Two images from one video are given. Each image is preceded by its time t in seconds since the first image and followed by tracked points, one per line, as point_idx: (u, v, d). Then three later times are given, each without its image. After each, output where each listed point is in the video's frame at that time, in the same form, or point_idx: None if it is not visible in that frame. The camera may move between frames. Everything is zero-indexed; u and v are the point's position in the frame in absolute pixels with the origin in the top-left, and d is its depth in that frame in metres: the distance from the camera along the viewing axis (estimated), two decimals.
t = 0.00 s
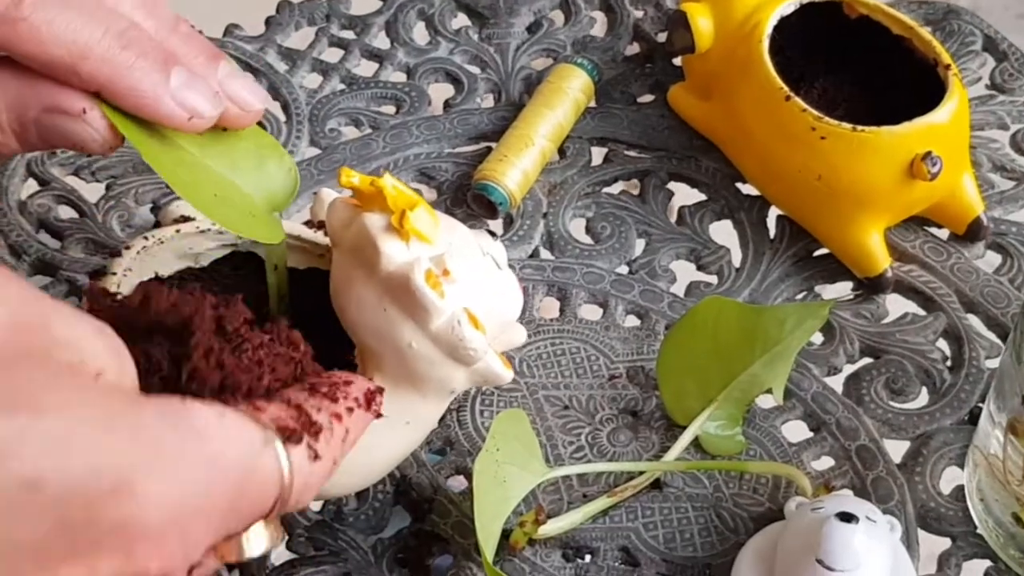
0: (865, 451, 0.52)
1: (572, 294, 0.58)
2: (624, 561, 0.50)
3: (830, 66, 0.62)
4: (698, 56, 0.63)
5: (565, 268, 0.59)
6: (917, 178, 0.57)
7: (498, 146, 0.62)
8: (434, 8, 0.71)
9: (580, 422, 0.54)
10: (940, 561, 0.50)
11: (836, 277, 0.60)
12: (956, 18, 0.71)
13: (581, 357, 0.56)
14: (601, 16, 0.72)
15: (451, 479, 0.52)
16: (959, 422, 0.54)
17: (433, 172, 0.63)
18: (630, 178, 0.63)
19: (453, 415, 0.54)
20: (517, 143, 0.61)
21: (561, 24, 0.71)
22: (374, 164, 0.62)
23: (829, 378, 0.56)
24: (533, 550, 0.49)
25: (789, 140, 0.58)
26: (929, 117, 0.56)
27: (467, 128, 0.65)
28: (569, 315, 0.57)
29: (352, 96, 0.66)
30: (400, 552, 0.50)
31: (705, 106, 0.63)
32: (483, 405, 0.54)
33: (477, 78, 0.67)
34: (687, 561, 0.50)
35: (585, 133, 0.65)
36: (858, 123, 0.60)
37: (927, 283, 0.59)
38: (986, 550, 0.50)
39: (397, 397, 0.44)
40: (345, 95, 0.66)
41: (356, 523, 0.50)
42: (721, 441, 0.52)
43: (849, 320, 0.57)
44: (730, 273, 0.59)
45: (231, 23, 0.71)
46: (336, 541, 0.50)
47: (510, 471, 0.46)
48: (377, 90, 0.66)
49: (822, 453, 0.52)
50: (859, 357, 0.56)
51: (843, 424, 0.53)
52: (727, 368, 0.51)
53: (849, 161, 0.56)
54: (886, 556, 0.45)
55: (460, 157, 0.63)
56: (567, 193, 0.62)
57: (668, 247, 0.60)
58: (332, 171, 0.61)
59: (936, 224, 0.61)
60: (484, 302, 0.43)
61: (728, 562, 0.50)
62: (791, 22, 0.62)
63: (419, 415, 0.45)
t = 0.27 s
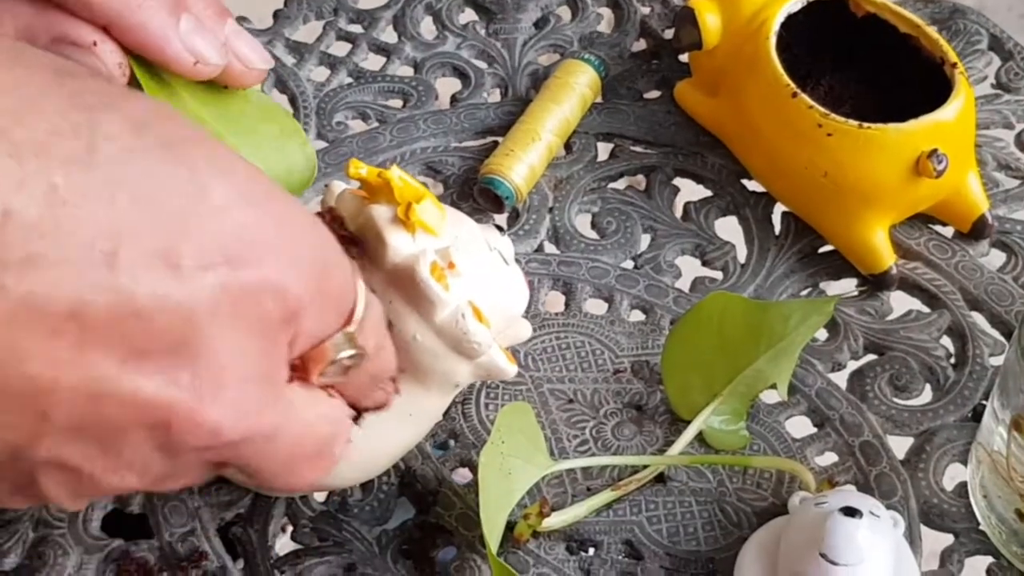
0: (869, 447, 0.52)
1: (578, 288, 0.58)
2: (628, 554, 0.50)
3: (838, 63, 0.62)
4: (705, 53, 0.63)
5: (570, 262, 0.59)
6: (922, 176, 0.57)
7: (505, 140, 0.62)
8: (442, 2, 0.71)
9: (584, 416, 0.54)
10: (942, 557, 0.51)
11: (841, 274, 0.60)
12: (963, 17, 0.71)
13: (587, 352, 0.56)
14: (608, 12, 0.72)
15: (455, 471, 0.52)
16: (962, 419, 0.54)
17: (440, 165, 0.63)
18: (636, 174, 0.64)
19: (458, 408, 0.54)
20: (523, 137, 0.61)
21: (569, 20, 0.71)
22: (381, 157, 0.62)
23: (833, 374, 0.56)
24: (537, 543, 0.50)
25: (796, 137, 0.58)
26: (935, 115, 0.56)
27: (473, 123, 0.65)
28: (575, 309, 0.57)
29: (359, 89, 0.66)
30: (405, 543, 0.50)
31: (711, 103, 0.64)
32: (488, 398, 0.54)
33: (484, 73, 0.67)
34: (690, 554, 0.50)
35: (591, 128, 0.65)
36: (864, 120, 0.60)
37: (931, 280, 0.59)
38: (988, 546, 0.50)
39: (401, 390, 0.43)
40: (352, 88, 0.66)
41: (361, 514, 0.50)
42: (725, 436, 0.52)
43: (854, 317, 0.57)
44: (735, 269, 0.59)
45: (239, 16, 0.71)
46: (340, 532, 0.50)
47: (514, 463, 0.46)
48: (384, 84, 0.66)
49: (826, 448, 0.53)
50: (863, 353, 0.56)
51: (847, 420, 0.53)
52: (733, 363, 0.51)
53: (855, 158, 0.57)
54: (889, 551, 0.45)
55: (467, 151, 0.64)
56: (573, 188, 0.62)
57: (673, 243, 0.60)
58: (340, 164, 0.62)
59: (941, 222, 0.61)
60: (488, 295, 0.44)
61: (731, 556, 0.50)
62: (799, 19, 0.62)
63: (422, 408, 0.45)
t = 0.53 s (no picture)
0: (870, 449, 0.52)
1: (579, 289, 0.58)
2: (628, 555, 0.50)
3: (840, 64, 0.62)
4: (707, 54, 0.63)
5: (571, 264, 0.59)
6: (925, 178, 0.57)
7: (506, 140, 0.62)
8: (444, 3, 0.71)
9: (585, 417, 0.54)
10: (943, 560, 0.50)
11: (843, 276, 0.60)
12: (965, 19, 0.71)
13: (587, 353, 0.56)
14: (610, 13, 0.72)
15: (456, 472, 0.52)
16: (964, 422, 0.54)
17: (442, 166, 0.63)
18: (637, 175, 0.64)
19: (458, 409, 0.54)
20: (525, 138, 0.61)
21: (571, 21, 0.71)
22: (383, 158, 0.62)
23: (835, 376, 0.56)
24: (537, 544, 0.49)
25: (798, 138, 0.58)
26: (938, 117, 0.56)
27: (475, 124, 0.65)
28: (575, 310, 0.57)
29: (360, 90, 0.66)
30: (405, 544, 0.50)
31: (713, 104, 0.64)
32: (489, 399, 0.54)
33: (485, 74, 0.67)
34: (691, 556, 0.50)
35: (593, 129, 0.65)
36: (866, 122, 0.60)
37: (932, 282, 0.59)
38: (989, 549, 0.50)
39: (400, 389, 0.43)
40: (354, 89, 0.66)
41: (361, 515, 0.50)
42: (726, 438, 0.52)
43: (855, 319, 0.57)
44: (736, 271, 0.59)
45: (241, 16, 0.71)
46: (340, 533, 0.50)
47: (515, 464, 0.46)
48: (386, 84, 0.66)
49: (827, 450, 0.53)
50: (865, 355, 0.56)
51: (848, 422, 0.53)
52: (734, 364, 0.51)
53: (857, 160, 0.56)
54: (890, 552, 0.45)
55: (469, 152, 0.64)
56: (574, 189, 0.62)
57: (674, 244, 0.60)
58: (341, 164, 0.62)
59: (942, 224, 0.61)
60: (488, 295, 0.43)
61: (732, 558, 0.50)
62: (800, 20, 0.62)
63: (422, 407, 0.44)
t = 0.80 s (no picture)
0: (877, 448, 0.52)
1: (588, 284, 0.58)
2: (633, 550, 0.50)
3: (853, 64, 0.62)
4: (721, 52, 0.63)
5: (581, 259, 0.59)
6: (936, 179, 0.57)
7: (518, 134, 0.62)
8: None
9: (592, 412, 0.54)
10: (948, 561, 0.50)
11: (853, 276, 0.60)
12: (979, 23, 0.71)
13: (596, 348, 0.56)
14: (624, 10, 0.72)
15: (462, 464, 0.52)
16: (971, 423, 0.54)
17: (453, 159, 0.63)
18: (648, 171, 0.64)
19: (465, 401, 0.54)
20: (537, 132, 0.61)
21: (584, 17, 0.71)
22: (394, 150, 0.62)
23: (843, 375, 0.56)
24: (542, 537, 0.50)
25: (810, 138, 0.58)
26: (951, 118, 0.56)
27: (487, 117, 0.65)
28: (584, 305, 0.57)
29: (373, 81, 0.66)
30: (410, 534, 0.50)
31: (726, 102, 0.64)
32: (496, 391, 0.54)
33: (498, 68, 0.67)
34: (695, 552, 0.50)
35: (605, 125, 0.65)
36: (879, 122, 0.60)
37: (942, 284, 0.59)
38: (995, 550, 0.50)
39: (410, 378, 0.43)
40: (367, 80, 0.66)
41: (366, 504, 0.50)
42: (733, 435, 0.52)
43: (864, 319, 0.57)
44: (746, 269, 0.59)
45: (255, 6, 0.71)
46: (345, 522, 0.50)
47: (522, 457, 0.46)
48: (399, 76, 0.66)
49: (834, 449, 0.53)
50: (873, 355, 0.56)
51: (855, 421, 0.53)
52: (743, 362, 0.51)
53: (869, 160, 0.56)
54: (896, 551, 0.45)
55: (480, 145, 0.64)
56: (585, 184, 0.62)
57: (685, 241, 0.60)
58: (352, 155, 0.62)
59: (953, 226, 0.61)
60: (499, 286, 0.43)
61: (736, 555, 0.50)
62: (815, 20, 0.62)
63: (430, 397, 0.44)
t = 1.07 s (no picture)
0: (875, 451, 0.52)
1: (588, 284, 0.58)
2: (630, 549, 0.50)
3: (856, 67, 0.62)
4: (723, 53, 0.63)
5: (582, 258, 0.59)
6: (937, 183, 0.57)
7: (520, 134, 0.62)
8: None
9: (591, 411, 0.54)
10: (944, 564, 0.50)
11: (852, 279, 0.60)
12: (983, 27, 0.71)
13: (595, 347, 0.56)
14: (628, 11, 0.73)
15: (460, 462, 0.52)
16: (969, 427, 0.54)
17: (455, 157, 0.63)
18: (650, 172, 0.64)
19: (464, 398, 0.54)
20: (538, 132, 0.61)
21: (588, 17, 0.71)
22: (396, 148, 0.62)
23: (841, 378, 0.56)
24: (539, 535, 0.50)
25: (812, 140, 0.58)
26: (952, 122, 0.56)
27: (489, 116, 0.65)
28: (584, 305, 0.57)
29: (376, 79, 0.66)
30: (407, 531, 0.50)
31: (728, 104, 0.64)
32: (495, 389, 0.54)
33: (502, 67, 0.67)
34: (691, 552, 0.50)
35: (607, 125, 0.65)
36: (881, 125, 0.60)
37: (942, 288, 0.59)
38: (991, 554, 0.50)
39: (409, 375, 0.43)
40: (370, 78, 0.66)
41: (364, 501, 0.50)
42: (731, 435, 0.52)
43: (863, 322, 0.57)
44: (746, 270, 0.59)
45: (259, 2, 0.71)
46: (342, 518, 0.50)
47: (520, 455, 0.46)
48: (402, 74, 0.67)
49: (831, 452, 0.53)
50: (872, 358, 0.56)
51: (853, 424, 0.53)
52: (743, 363, 0.51)
53: (870, 163, 0.57)
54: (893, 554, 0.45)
55: (483, 144, 0.64)
56: (586, 184, 0.62)
57: (685, 242, 0.60)
58: (354, 152, 0.62)
59: (953, 230, 0.61)
60: (499, 284, 0.43)
61: (732, 555, 0.50)
62: (818, 22, 0.62)
63: (429, 394, 0.44)
